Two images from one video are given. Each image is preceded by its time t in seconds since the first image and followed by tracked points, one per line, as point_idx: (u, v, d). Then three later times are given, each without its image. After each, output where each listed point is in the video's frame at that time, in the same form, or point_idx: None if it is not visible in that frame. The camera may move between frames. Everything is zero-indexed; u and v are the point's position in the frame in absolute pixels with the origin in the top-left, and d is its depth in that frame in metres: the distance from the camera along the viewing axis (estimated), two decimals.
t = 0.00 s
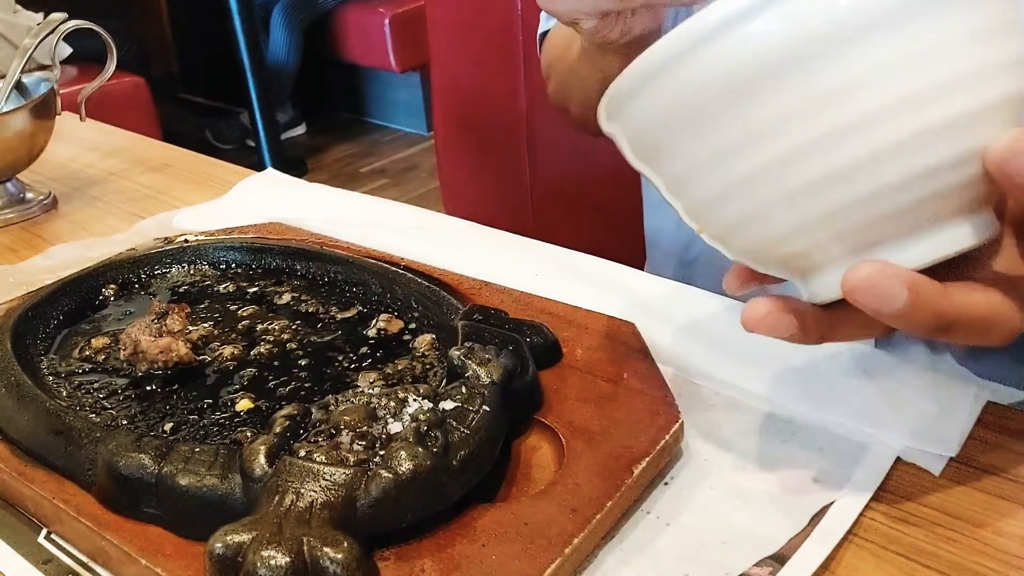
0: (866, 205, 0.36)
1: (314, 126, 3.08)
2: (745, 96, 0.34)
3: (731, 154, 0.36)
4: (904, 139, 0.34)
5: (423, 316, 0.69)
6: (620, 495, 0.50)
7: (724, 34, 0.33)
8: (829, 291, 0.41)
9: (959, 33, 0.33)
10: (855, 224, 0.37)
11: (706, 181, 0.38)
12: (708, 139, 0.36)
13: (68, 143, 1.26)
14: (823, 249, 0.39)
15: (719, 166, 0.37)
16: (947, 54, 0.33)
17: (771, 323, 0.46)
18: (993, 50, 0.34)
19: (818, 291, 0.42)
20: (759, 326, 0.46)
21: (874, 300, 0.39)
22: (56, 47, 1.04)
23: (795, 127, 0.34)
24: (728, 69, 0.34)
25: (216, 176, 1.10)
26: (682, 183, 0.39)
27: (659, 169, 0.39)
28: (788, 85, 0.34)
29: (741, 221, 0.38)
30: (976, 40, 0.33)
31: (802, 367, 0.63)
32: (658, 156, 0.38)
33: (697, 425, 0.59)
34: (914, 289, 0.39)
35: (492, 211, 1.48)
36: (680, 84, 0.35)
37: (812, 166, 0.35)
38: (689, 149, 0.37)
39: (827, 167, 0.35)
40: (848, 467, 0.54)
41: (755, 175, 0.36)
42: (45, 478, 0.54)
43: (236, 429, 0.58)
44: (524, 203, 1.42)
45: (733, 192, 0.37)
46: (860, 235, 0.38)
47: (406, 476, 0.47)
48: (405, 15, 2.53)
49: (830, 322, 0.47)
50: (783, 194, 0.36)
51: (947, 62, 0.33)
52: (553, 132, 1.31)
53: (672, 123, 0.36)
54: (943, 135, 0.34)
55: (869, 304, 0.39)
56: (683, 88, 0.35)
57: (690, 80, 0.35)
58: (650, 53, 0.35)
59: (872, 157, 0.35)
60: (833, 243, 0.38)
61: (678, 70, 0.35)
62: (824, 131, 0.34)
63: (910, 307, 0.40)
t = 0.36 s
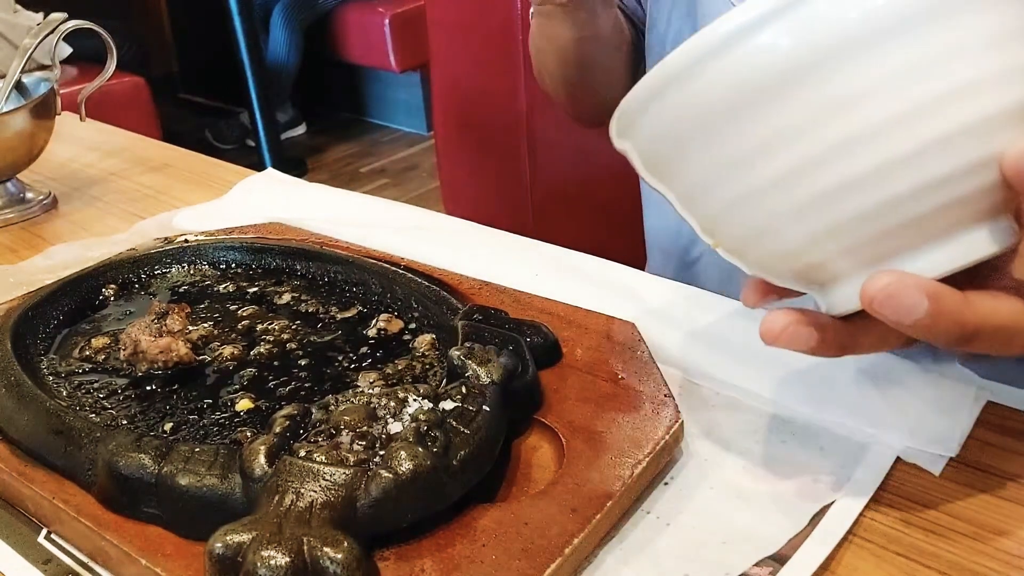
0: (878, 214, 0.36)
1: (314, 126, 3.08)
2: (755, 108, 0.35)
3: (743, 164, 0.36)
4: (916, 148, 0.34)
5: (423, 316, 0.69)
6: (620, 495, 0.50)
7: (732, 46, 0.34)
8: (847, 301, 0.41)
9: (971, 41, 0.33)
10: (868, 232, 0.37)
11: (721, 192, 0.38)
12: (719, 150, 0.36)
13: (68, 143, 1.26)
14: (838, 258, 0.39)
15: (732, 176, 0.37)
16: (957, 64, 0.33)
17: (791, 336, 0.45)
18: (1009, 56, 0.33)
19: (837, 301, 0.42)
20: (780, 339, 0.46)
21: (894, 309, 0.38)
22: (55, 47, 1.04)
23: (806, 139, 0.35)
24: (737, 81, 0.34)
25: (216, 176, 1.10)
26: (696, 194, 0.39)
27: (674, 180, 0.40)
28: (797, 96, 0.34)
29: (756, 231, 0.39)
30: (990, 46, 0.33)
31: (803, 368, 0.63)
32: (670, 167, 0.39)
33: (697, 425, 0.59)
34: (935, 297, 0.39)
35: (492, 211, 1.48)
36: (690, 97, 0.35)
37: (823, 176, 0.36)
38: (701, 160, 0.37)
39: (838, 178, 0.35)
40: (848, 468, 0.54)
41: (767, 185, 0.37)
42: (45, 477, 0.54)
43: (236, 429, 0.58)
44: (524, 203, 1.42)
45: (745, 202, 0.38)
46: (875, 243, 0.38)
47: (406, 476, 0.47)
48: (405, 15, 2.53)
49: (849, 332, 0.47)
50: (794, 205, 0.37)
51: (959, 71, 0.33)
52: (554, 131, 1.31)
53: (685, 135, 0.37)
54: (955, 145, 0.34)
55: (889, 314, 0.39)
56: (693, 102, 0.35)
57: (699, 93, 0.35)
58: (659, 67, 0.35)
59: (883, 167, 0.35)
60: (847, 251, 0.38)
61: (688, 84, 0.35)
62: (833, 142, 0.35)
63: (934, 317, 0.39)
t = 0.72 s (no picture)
0: (885, 214, 0.37)
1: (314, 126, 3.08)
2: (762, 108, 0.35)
3: (752, 163, 0.37)
4: (921, 150, 0.34)
5: (423, 316, 0.69)
6: (620, 495, 0.50)
7: (739, 46, 0.34)
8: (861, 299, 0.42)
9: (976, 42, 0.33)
10: (877, 233, 0.38)
11: (733, 192, 0.39)
12: (728, 150, 0.37)
13: (67, 144, 1.26)
14: (851, 258, 0.39)
15: (742, 176, 0.38)
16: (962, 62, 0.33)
17: (804, 335, 0.45)
18: (1016, 54, 0.33)
19: (851, 300, 0.42)
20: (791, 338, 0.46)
21: (908, 308, 0.38)
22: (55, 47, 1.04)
23: (813, 139, 0.35)
24: (744, 81, 0.35)
25: (216, 176, 1.10)
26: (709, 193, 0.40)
27: (688, 182, 0.40)
28: (803, 96, 0.35)
29: (769, 231, 0.40)
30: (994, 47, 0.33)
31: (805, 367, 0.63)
32: (682, 166, 0.39)
33: (698, 425, 0.59)
34: (949, 295, 0.39)
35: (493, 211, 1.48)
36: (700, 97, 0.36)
37: (830, 176, 0.36)
38: (712, 160, 0.38)
39: (844, 178, 0.36)
40: (848, 468, 0.54)
41: (777, 185, 0.37)
42: (46, 477, 0.54)
43: (236, 429, 0.58)
44: (524, 203, 1.42)
45: (755, 200, 0.39)
46: (885, 243, 0.38)
47: (406, 476, 0.47)
48: (405, 15, 2.53)
49: (863, 332, 0.47)
50: (802, 205, 0.38)
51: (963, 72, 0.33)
52: (554, 132, 1.31)
53: (694, 136, 0.37)
54: (960, 146, 0.34)
55: (905, 313, 0.39)
56: (702, 101, 0.36)
57: (708, 92, 0.36)
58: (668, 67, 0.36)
59: (888, 168, 0.35)
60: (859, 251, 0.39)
61: (697, 83, 0.36)
62: (838, 142, 0.35)
63: (948, 313, 0.39)
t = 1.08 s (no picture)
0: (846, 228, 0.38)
1: (314, 126, 3.08)
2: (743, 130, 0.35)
3: (722, 181, 0.37)
4: (885, 168, 0.36)
5: (423, 316, 0.69)
6: (620, 495, 0.50)
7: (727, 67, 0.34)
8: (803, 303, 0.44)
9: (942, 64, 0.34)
10: (827, 249, 0.40)
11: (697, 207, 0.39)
12: (703, 168, 0.37)
13: (68, 144, 1.26)
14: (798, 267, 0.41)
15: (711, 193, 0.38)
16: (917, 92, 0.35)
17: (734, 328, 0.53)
18: (958, 84, 0.35)
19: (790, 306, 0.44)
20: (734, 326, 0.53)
21: (819, 332, 0.44)
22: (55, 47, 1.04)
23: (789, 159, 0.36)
24: (730, 102, 0.34)
25: (216, 176, 1.10)
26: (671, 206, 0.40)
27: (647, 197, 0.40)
28: (773, 124, 0.35)
29: (726, 246, 0.40)
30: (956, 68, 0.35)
31: (803, 366, 0.63)
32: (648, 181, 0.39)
33: (698, 425, 0.59)
34: (854, 323, 0.44)
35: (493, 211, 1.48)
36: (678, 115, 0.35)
37: (802, 193, 0.37)
38: (683, 176, 0.38)
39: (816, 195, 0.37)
40: (848, 467, 0.54)
41: (745, 203, 0.38)
42: (45, 477, 0.54)
43: (236, 429, 0.58)
44: (524, 203, 1.42)
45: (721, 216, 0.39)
46: (834, 254, 0.40)
47: (406, 476, 0.47)
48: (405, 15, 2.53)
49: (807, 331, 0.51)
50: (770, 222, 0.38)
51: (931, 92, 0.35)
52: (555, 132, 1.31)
53: (661, 159, 0.37)
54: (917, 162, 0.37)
55: (816, 334, 0.44)
56: (682, 120, 0.35)
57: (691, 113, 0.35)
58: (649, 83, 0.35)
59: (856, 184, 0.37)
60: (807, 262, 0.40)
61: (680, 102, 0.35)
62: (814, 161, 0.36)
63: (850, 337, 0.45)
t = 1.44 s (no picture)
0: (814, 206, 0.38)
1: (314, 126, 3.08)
2: (722, 95, 0.35)
3: (700, 146, 0.37)
4: (856, 145, 0.36)
5: (423, 316, 0.69)
6: (620, 495, 0.50)
7: (710, 30, 0.34)
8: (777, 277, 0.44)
9: (925, 47, 0.35)
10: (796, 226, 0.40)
11: (675, 171, 0.39)
12: (680, 131, 0.37)
13: (68, 144, 1.26)
14: (765, 242, 0.41)
15: (689, 157, 0.38)
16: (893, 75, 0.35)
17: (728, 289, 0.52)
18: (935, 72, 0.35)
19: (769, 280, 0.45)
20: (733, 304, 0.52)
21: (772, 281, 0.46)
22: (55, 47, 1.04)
23: (768, 127, 0.36)
24: (712, 65, 0.35)
25: (216, 176, 1.10)
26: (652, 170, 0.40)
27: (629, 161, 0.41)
28: (743, 96, 0.35)
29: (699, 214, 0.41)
30: (939, 52, 0.35)
31: (805, 368, 0.63)
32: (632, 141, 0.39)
33: (698, 425, 0.59)
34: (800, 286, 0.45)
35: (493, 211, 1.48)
36: (662, 75, 0.36)
37: (775, 163, 0.37)
38: (663, 138, 0.38)
39: (788, 164, 0.37)
40: (849, 468, 0.54)
41: (719, 169, 0.38)
42: (45, 477, 0.54)
43: (235, 429, 0.58)
44: (524, 204, 1.42)
45: (697, 180, 0.39)
46: (802, 231, 0.40)
47: (406, 476, 0.47)
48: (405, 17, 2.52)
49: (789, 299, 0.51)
50: (743, 191, 0.38)
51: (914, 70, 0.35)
52: (555, 132, 1.31)
53: (637, 122, 0.38)
54: (893, 142, 0.37)
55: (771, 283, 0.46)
56: (665, 80, 0.36)
57: (673, 74, 0.36)
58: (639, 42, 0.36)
59: (829, 156, 0.37)
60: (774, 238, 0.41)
61: (664, 62, 0.36)
62: (792, 131, 0.36)
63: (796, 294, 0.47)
